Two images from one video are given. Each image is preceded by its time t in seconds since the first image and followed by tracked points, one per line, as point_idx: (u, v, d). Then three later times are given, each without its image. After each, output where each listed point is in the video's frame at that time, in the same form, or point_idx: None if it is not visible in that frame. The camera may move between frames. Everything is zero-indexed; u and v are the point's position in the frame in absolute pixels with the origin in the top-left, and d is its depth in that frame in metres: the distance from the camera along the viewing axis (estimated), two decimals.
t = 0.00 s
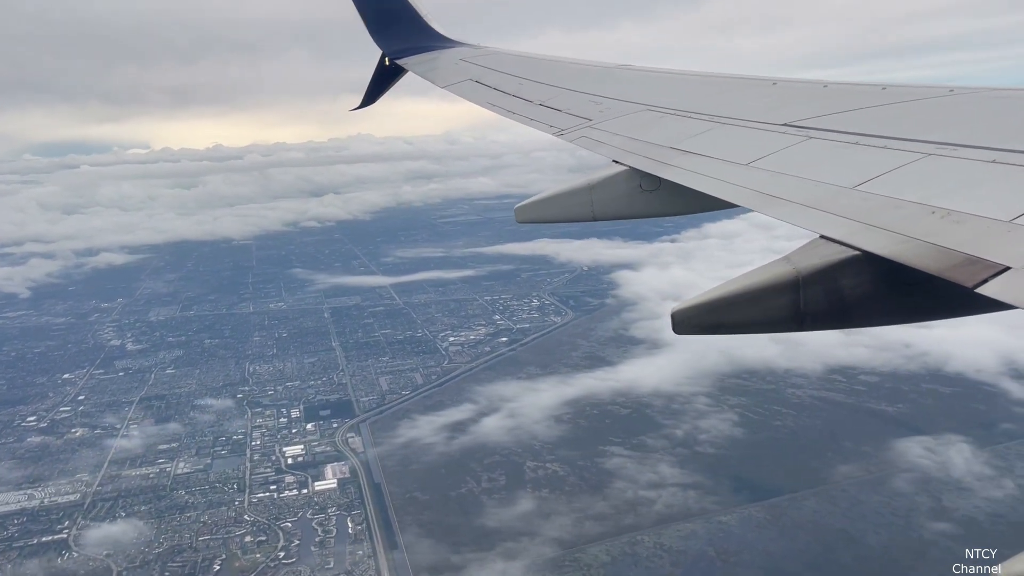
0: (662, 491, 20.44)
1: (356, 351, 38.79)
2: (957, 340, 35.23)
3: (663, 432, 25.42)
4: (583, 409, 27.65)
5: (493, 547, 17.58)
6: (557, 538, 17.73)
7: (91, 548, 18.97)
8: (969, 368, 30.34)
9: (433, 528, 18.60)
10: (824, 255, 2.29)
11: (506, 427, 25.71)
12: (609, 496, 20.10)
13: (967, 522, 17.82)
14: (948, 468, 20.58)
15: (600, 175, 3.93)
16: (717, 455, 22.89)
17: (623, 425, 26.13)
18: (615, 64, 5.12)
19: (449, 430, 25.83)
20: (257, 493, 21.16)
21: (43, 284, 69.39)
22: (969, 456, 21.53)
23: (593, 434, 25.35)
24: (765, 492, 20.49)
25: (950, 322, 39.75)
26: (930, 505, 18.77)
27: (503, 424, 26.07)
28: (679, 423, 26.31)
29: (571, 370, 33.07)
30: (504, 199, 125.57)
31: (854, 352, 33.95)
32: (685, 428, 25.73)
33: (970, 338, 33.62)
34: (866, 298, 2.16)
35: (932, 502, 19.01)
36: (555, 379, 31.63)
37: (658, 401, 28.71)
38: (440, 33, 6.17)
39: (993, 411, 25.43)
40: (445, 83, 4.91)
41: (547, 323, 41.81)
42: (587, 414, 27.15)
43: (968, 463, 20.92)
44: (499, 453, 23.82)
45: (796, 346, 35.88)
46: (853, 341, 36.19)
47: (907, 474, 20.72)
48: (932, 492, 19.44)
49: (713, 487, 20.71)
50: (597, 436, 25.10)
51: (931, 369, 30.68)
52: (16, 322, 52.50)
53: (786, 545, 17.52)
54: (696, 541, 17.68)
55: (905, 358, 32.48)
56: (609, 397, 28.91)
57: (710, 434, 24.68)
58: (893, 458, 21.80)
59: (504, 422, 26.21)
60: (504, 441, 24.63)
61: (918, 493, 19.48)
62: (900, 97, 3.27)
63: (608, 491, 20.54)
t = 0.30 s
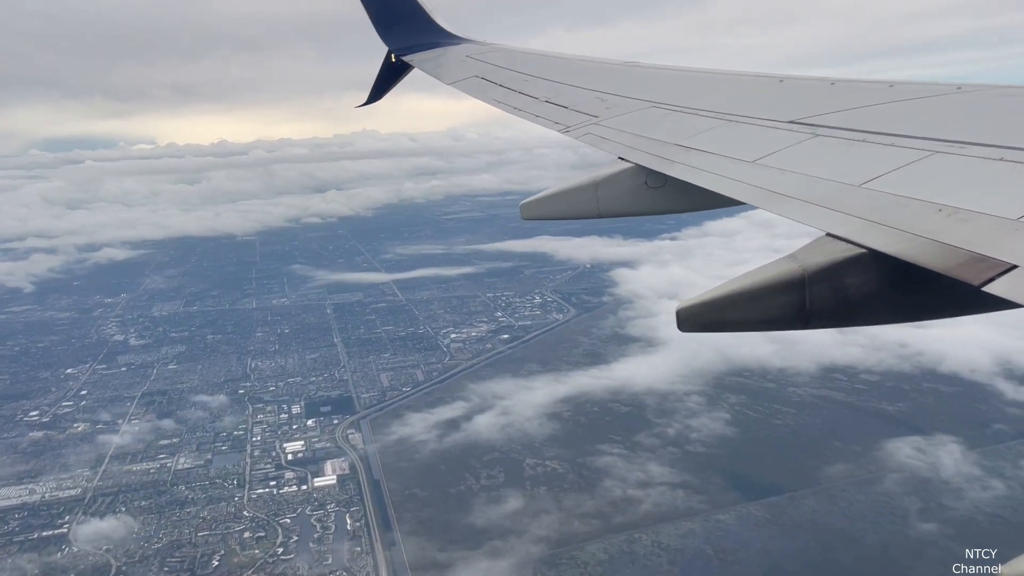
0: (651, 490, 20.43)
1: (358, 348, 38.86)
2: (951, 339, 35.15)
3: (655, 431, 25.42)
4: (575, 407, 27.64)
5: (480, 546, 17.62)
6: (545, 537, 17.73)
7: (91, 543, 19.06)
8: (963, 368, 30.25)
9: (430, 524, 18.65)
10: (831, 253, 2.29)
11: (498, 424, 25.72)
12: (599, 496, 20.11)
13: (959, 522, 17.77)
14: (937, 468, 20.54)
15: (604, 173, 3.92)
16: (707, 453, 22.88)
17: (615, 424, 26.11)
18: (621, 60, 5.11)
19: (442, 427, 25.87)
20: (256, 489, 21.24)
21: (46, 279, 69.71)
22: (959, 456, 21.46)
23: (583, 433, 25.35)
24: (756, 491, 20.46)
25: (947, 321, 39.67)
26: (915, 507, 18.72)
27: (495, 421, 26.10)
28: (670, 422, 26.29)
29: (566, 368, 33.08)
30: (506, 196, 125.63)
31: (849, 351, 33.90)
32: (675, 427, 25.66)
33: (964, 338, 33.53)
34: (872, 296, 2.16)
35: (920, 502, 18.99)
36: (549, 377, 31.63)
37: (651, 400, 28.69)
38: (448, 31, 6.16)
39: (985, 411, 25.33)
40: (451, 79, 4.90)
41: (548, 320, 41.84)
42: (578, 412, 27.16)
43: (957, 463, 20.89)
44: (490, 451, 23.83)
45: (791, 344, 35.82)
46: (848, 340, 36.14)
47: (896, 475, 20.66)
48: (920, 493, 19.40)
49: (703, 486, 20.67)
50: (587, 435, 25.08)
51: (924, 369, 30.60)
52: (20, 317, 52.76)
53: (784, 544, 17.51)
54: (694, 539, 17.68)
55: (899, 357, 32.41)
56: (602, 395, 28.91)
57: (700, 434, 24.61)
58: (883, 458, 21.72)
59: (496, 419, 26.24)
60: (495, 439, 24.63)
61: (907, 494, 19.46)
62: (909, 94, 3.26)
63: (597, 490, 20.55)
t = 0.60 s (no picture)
0: (643, 491, 20.46)
1: (360, 346, 38.92)
2: (946, 340, 35.08)
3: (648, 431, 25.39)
4: (567, 407, 27.63)
5: (468, 545, 17.66)
6: (534, 537, 17.71)
7: (91, 538, 19.16)
8: (958, 369, 30.17)
9: (427, 522, 18.69)
10: (835, 252, 2.29)
11: (491, 423, 25.71)
12: (589, 496, 20.09)
13: (949, 524, 17.73)
14: (928, 471, 20.47)
15: (610, 171, 3.92)
16: (698, 453, 22.85)
17: (605, 424, 26.09)
18: (627, 59, 5.10)
19: (434, 426, 25.89)
20: (256, 486, 21.29)
21: (50, 276, 69.96)
22: (950, 458, 21.42)
23: (575, 433, 25.34)
24: (747, 492, 20.43)
25: (945, 321, 39.60)
26: (903, 508, 18.66)
27: (488, 420, 26.11)
28: (663, 422, 26.26)
29: (561, 366, 33.07)
30: (508, 194, 125.69)
31: (844, 352, 33.83)
32: (670, 427, 25.65)
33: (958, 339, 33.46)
34: (879, 296, 2.15)
35: (909, 504, 18.93)
36: (543, 376, 31.64)
37: (644, 399, 28.65)
38: (454, 29, 6.15)
39: (978, 412, 25.25)
40: (456, 78, 4.90)
41: (550, 319, 41.84)
42: (570, 412, 27.14)
43: (948, 464, 20.86)
44: (481, 451, 23.82)
45: (787, 345, 35.76)
46: (844, 341, 36.07)
47: (886, 477, 20.58)
48: (911, 495, 19.34)
49: (692, 487, 20.63)
50: (580, 435, 25.07)
51: (919, 369, 30.52)
52: (24, 313, 53.00)
53: (783, 544, 17.49)
54: (692, 538, 17.67)
55: (894, 358, 32.33)
56: (595, 394, 28.90)
57: (694, 434, 24.61)
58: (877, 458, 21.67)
59: (490, 418, 26.24)
60: (487, 439, 24.62)
61: (897, 496, 19.40)
62: (916, 92, 3.25)
63: (586, 489, 20.53)
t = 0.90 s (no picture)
0: (633, 492, 20.40)
1: (362, 344, 38.95)
2: (941, 341, 35.01)
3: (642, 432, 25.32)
4: (560, 408, 27.60)
5: (457, 545, 17.62)
6: (521, 537, 17.68)
7: (91, 535, 19.24)
8: (950, 371, 30.11)
9: (424, 521, 18.68)
10: (842, 252, 2.28)
11: (483, 423, 25.71)
12: (577, 496, 20.05)
13: (938, 526, 17.70)
14: (918, 472, 20.41)
15: (615, 171, 3.91)
16: (689, 454, 22.79)
17: (596, 425, 26.04)
18: (631, 59, 5.10)
19: (426, 426, 25.86)
20: (256, 484, 21.33)
21: (54, 274, 70.21)
22: (941, 460, 21.37)
23: (565, 433, 25.31)
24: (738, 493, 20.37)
25: (945, 323, 39.52)
26: (892, 510, 18.61)
27: (481, 421, 26.09)
28: (655, 423, 26.21)
29: (555, 366, 33.07)
30: (510, 194, 125.77)
31: (839, 353, 33.77)
32: (663, 428, 25.59)
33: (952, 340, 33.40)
34: (886, 296, 2.15)
35: (897, 506, 18.90)
36: (538, 376, 31.62)
37: (639, 400, 28.60)
38: (460, 28, 6.14)
39: (969, 413, 25.21)
40: (462, 78, 4.89)
41: (551, 319, 41.81)
42: (560, 412, 27.11)
43: (938, 467, 20.82)
44: (471, 451, 23.78)
45: (781, 346, 35.69)
46: (839, 342, 36.01)
47: (876, 480, 20.52)
48: (901, 498, 19.29)
49: (681, 488, 20.56)
50: (571, 436, 25.04)
51: (913, 371, 30.45)
52: (28, 311, 53.22)
53: (781, 545, 17.44)
54: (690, 539, 17.64)
55: (888, 360, 32.26)
56: (588, 395, 28.87)
57: (687, 434, 24.56)
58: (877, 460, 21.62)
59: (483, 418, 26.24)
60: (480, 439, 24.60)
61: (887, 499, 19.36)
62: (923, 92, 3.23)
63: (576, 489, 20.52)
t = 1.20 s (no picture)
0: (621, 493, 20.37)
1: (363, 345, 38.98)
2: (935, 343, 34.90)
3: (632, 433, 25.26)
4: (552, 410, 27.55)
5: (446, 546, 17.57)
6: (509, 539, 17.66)
7: (91, 535, 19.32)
8: (944, 374, 30.00)
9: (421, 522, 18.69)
10: (845, 253, 2.28)
11: (475, 425, 25.68)
12: (567, 498, 20.01)
13: (925, 529, 17.63)
14: (908, 476, 20.41)
15: (620, 170, 3.91)
16: (680, 457, 22.73)
17: (586, 426, 25.97)
18: (636, 59, 5.10)
19: (419, 428, 25.82)
20: (255, 484, 21.39)
21: (57, 273, 70.47)
22: (931, 463, 21.31)
23: (557, 435, 25.27)
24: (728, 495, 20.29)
25: (946, 325, 39.45)
26: (879, 514, 18.57)
27: (473, 423, 26.07)
28: (647, 424, 26.13)
29: (550, 367, 33.05)
30: (511, 194, 125.81)
31: (832, 356, 33.65)
32: (654, 429, 25.55)
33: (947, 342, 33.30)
34: (891, 297, 2.14)
35: (886, 509, 18.87)
36: (533, 378, 31.56)
37: (639, 400, 28.58)
38: (465, 28, 6.15)
39: (960, 416, 25.14)
40: (466, 77, 4.89)
41: (553, 319, 41.79)
42: (552, 414, 27.06)
43: (928, 470, 20.77)
44: (461, 453, 23.73)
45: (776, 347, 35.60)
46: (834, 344, 35.90)
47: (865, 483, 20.47)
48: (890, 501, 19.24)
49: (670, 489, 20.50)
50: (562, 438, 24.98)
51: (907, 373, 30.35)
52: (31, 310, 53.42)
53: (779, 548, 17.40)
54: (688, 540, 17.60)
55: (883, 362, 32.15)
56: (582, 397, 28.81)
57: (677, 436, 24.53)
58: (876, 462, 21.59)
59: (476, 420, 26.21)
60: (474, 440, 24.57)
61: (875, 501, 19.31)
62: (929, 92, 3.22)
63: (566, 492, 20.48)
